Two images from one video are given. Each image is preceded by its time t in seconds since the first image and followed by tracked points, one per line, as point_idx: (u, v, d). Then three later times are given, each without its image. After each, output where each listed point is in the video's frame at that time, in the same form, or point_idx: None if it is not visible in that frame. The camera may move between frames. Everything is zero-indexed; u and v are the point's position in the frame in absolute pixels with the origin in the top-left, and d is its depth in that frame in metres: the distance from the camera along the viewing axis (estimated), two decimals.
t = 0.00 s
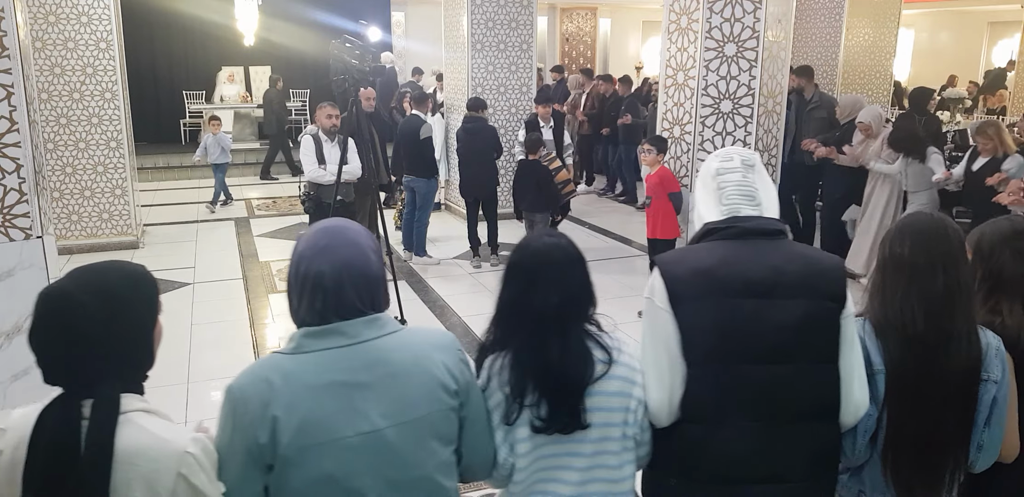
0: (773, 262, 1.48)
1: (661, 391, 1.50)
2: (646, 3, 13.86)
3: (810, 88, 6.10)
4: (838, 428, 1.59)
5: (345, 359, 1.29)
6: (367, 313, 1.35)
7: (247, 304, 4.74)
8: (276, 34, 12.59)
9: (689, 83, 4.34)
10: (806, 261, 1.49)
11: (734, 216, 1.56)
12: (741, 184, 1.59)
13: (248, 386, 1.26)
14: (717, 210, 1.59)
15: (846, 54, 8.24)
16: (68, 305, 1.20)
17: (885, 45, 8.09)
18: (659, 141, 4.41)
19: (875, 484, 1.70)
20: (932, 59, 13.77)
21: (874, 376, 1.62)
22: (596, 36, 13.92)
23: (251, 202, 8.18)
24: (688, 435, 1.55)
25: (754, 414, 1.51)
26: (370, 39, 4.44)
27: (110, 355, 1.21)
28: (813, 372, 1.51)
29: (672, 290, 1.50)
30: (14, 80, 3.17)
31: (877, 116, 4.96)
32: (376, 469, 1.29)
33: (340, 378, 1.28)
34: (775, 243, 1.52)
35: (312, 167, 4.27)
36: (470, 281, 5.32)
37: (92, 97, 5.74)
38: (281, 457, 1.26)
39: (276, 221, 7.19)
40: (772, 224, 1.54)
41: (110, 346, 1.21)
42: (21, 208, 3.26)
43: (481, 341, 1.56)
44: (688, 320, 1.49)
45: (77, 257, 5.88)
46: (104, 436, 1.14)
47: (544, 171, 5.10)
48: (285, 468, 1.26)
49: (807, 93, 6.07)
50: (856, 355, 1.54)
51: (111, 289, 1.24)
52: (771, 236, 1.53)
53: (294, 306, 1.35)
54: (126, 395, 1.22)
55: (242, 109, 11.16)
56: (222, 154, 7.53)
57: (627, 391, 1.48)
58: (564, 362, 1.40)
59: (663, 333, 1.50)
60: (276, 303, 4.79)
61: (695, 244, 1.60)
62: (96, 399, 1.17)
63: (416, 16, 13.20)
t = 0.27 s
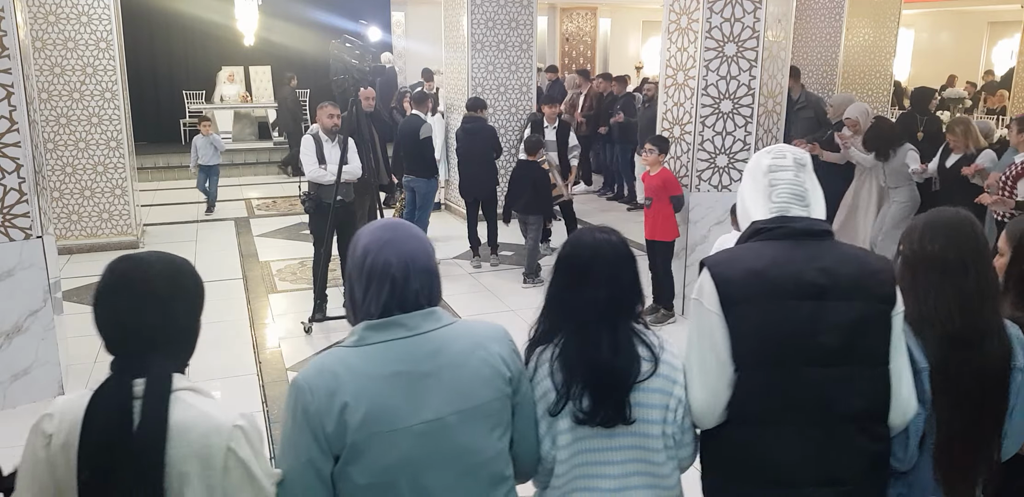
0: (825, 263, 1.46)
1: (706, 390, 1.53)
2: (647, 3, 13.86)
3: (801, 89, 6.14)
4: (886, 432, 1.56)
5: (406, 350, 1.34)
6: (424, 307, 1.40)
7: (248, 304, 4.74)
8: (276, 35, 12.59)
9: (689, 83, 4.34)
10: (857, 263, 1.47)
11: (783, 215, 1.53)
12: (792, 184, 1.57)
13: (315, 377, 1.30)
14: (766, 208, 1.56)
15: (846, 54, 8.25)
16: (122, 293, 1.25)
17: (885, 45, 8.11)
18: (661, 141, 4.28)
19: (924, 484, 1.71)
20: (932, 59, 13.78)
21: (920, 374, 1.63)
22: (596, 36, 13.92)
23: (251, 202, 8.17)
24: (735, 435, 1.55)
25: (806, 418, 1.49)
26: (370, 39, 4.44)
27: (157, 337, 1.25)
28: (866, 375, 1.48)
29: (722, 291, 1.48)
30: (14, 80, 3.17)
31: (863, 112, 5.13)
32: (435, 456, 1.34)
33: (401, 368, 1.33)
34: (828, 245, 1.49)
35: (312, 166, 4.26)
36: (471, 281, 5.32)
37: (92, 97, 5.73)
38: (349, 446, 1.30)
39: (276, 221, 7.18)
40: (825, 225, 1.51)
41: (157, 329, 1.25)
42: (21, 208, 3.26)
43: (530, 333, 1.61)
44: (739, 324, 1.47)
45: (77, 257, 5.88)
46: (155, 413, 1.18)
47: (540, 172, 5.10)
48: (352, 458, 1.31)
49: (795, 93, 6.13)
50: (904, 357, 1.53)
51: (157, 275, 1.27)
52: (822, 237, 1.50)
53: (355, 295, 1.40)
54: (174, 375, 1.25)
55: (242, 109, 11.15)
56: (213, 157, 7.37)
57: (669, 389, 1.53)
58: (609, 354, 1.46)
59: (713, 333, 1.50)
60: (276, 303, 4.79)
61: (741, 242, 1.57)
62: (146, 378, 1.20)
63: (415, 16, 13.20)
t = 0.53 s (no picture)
0: (859, 274, 1.42)
1: (729, 393, 1.50)
2: (647, 3, 13.87)
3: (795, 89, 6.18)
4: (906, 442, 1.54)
5: (433, 351, 1.36)
6: (453, 307, 1.42)
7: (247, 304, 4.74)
8: (276, 35, 12.60)
9: (688, 83, 4.34)
10: (893, 272, 1.43)
11: (820, 221, 1.48)
12: (833, 186, 1.49)
13: (350, 371, 1.31)
14: (803, 211, 1.51)
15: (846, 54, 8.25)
16: (182, 281, 1.26)
17: (885, 45, 8.11)
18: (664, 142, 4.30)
19: None
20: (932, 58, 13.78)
21: (946, 383, 1.61)
22: (596, 35, 13.93)
23: (251, 202, 8.18)
24: (754, 441, 1.53)
25: (827, 426, 1.47)
26: (370, 39, 4.44)
27: (209, 328, 1.25)
28: (892, 387, 1.46)
29: (751, 298, 1.45)
30: (13, 80, 3.17)
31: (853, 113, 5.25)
32: (463, 455, 1.36)
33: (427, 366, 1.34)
34: (863, 253, 1.45)
35: (312, 166, 4.25)
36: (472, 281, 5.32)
37: (92, 97, 5.74)
38: (382, 442, 1.31)
39: (276, 221, 7.19)
40: (862, 232, 1.47)
41: (211, 320, 1.26)
42: (21, 208, 3.26)
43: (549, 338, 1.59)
44: (768, 329, 1.45)
45: (77, 257, 5.88)
46: (200, 399, 1.17)
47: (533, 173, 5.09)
48: (384, 454, 1.32)
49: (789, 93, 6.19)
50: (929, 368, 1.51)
51: (220, 271, 1.30)
52: (857, 245, 1.46)
53: (386, 289, 1.44)
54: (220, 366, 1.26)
55: (242, 109, 11.16)
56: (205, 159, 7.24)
57: (690, 391, 1.49)
58: (625, 358, 1.42)
59: (738, 339, 1.48)
60: (276, 303, 4.79)
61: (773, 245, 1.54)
62: (194, 364, 1.20)
63: (416, 16, 13.20)
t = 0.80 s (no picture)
0: (876, 279, 1.41)
1: (731, 391, 1.50)
2: (646, 3, 13.86)
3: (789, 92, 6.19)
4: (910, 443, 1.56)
5: (436, 351, 1.36)
6: (453, 308, 1.42)
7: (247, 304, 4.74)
8: (276, 35, 12.59)
9: (689, 83, 4.34)
10: (909, 280, 1.41)
11: (837, 222, 1.46)
12: (854, 187, 1.47)
13: (348, 375, 1.32)
14: (821, 212, 1.49)
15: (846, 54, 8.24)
16: (213, 286, 1.31)
17: (885, 45, 8.12)
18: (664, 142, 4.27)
19: None
20: (932, 58, 13.79)
21: (955, 385, 1.62)
22: (596, 35, 13.93)
23: (251, 202, 8.18)
24: (761, 441, 1.53)
25: (838, 431, 1.47)
26: (370, 39, 4.43)
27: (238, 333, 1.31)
28: (902, 394, 1.46)
29: (765, 299, 1.45)
30: (14, 80, 3.17)
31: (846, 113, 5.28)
32: (461, 455, 1.35)
33: (424, 368, 1.34)
34: (880, 259, 1.44)
35: (313, 166, 4.25)
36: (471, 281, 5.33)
37: (92, 97, 5.74)
38: (375, 444, 1.31)
39: (275, 221, 7.19)
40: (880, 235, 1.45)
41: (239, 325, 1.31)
42: (21, 208, 3.26)
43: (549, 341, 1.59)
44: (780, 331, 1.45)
45: (77, 257, 5.88)
46: (233, 396, 1.22)
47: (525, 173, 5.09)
48: (380, 458, 1.31)
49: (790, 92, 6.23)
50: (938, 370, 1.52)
51: (250, 281, 1.36)
52: (875, 248, 1.45)
53: (388, 289, 1.44)
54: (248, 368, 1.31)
55: (242, 109, 11.15)
56: (197, 161, 6.95)
57: (691, 394, 1.48)
58: (625, 359, 1.41)
59: (749, 341, 1.48)
60: (276, 303, 4.79)
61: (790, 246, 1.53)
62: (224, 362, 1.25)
63: (415, 16, 13.19)
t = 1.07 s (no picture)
0: (876, 277, 1.42)
1: (744, 398, 1.48)
2: (646, 3, 13.85)
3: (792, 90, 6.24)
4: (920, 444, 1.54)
5: (435, 360, 1.36)
6: (453, 318, 1.42)
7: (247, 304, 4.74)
8: (276, 35, 12.60)
9: (689, 83, 4.34)
10: (909, 278, 1.42)
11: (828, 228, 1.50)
12: (828, 192, 1.50)
13: (347, 385, 1.33)
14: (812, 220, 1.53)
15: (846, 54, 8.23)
16: (223, 301, 1.33)
17: (885, 45, 8.13)
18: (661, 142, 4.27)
19: None
20: (932, 58, 13.80)
21: (960, 380, 1.61)
22: (596, 35, 13.93)
23: (251, 202, 8.18)
24: (769, 448, 1.52)
25: (846, 432, 1.47)
26: (370, 39, 4.43)
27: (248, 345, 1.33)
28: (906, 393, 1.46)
29: (767, 300, 1.44)
30: (14, 80, 3.17)
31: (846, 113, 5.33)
32: (467, 462, 1.35)
33: (423, 378, 1.34)
34: (879, 256, 1.45)
35: (313, 166, 4.25)
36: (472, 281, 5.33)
37: (92, 97, 5.74)
38: (378, 456, 1.32)
39: (276, 221, 7.19)
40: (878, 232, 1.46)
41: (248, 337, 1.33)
42: (21, 208, 3.26)
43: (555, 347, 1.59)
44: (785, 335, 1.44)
45: (77, 257, 5.88)
46: (242, 405, 1.22)
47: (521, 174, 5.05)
48: (381, 467, 1.32)
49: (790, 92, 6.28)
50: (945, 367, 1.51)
51: (260, 297, 1.39)
52: (872, 245, 1.46)
53: (385, 300, 1.44)
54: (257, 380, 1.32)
55: (242, 109, 11.15)
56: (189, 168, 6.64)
57: (698, 399, 1.46)
58: (624, 368, 1.39)
59: (755, 343, 1.47)
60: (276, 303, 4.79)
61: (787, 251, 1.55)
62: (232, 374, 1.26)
63: (415, 16, 13.20)
